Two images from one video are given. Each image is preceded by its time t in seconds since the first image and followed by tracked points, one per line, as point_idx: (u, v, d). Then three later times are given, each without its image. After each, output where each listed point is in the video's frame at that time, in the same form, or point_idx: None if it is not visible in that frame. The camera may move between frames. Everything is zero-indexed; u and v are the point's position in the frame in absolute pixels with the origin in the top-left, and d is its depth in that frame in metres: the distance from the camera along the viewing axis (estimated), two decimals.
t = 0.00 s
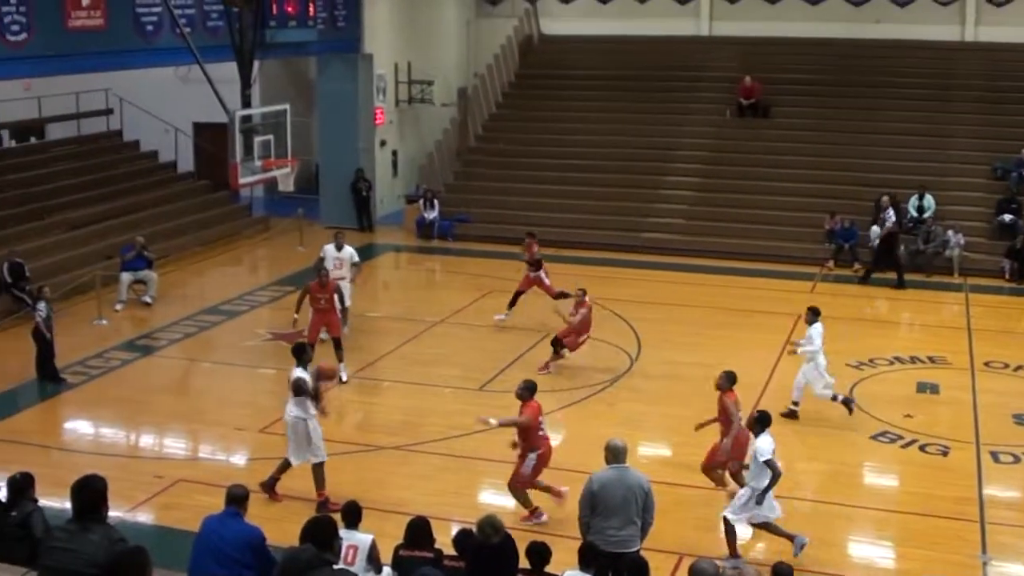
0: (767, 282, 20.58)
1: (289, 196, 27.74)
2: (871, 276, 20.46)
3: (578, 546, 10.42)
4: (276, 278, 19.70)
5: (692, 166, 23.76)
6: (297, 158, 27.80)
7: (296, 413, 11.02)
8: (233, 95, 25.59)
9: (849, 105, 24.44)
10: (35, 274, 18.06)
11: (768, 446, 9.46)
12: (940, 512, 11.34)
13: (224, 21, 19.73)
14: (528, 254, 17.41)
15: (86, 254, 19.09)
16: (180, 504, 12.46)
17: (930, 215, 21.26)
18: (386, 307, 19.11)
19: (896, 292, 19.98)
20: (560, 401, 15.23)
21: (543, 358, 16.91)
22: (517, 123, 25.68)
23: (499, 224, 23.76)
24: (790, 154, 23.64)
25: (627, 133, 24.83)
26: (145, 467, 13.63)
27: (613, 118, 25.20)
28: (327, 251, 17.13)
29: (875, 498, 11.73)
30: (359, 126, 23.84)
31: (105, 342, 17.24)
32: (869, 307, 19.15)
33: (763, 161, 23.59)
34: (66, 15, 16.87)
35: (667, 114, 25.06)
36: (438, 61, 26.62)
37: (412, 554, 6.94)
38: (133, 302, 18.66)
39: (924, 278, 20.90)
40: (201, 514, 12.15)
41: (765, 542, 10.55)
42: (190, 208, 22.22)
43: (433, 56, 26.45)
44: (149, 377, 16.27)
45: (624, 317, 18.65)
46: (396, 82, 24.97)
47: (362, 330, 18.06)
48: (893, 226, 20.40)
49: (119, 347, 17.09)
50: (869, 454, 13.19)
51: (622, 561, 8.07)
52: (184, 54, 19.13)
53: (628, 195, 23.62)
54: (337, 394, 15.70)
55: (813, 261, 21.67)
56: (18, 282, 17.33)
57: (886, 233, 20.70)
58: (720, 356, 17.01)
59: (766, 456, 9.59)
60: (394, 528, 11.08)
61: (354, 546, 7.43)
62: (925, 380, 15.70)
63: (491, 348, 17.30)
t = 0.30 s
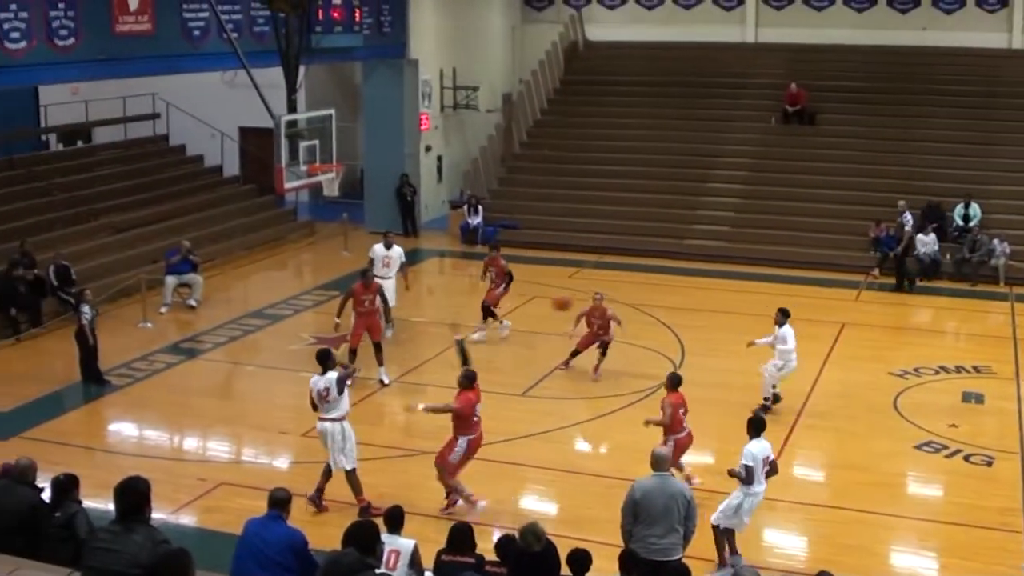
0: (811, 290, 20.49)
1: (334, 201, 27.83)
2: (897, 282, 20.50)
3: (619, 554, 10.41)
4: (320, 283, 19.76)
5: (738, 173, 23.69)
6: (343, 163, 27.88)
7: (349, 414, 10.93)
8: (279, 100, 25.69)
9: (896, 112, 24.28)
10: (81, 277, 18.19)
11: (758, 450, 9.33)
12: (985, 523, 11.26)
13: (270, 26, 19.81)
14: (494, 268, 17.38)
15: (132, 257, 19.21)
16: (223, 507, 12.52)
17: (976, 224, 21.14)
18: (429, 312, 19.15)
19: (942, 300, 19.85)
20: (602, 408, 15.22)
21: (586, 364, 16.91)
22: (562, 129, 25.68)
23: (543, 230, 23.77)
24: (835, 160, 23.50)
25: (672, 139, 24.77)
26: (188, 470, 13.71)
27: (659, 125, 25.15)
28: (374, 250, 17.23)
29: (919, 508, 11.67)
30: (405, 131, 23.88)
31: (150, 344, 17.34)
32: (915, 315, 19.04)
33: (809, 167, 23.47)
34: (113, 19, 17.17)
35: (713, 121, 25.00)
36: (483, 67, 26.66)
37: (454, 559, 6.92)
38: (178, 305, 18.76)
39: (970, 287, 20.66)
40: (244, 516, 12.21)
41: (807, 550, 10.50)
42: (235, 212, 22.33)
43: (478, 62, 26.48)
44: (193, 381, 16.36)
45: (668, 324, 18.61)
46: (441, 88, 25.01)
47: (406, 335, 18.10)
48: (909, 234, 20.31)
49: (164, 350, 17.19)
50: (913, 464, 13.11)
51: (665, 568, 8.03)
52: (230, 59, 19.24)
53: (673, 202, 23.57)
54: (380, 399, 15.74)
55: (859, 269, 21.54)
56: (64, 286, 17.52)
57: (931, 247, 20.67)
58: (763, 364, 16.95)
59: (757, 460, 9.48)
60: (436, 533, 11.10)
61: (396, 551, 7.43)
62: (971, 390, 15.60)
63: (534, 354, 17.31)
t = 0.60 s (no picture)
0: (854, 302, 20.41)
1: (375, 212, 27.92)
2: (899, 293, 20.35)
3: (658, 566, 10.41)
4: (361, 293, 19.82)
5: (779, 185, 23.63)
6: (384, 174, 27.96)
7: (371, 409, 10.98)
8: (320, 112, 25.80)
9: (939, 124, 24.13)
10: (124, 286, 18.32)
11: (754, 458, 9.66)
12: None
13: (312, 38, 19.88)
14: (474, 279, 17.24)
15: (174, 267, 19.34)
16: (263, 516, 12.58)
17: (1019, 235, 20.90)
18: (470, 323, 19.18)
19: (986, 313, 19.74)
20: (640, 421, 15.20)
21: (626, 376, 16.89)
22: (602, 140, 25.68)
23: (582, 240, 23.79)
24: (877, 173, 23.38)
25: (714, 151, 24.72)
26: (229, 479, 13.78)
27: (701, 136, 25.11)
28: (420, 257, 17.35)
29: (961, 523, 11.62)
30: (445, 143, 23.92)
31: (191, 354, 17.44)
32: (958, 329, 18.95)
33: (851, 180, 23.36)
34: (157, 31, 17.32)
35: (755, 133, 24.93)
36: (524, 78, 26.70)
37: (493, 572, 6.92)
38: (219, 315, 18.87)
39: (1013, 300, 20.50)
40: (284, 525, 12.26)
41: (848, 565, 10.47)
42: (276, 222, 22.44)
43: (518, 73, 26.51)
44: (234, 390, 16.44)
45: (709, 336, 18.58)
46: (482, 99, 25.04)
47: (447, 346, 18.13)
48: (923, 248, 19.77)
49: (205, 360, 17.29)
50: (955, 478, 13.05)
51: None
52: (272, 70, 19.33)
53: (714, 214, 23.52)
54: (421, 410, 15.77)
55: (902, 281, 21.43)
56: (106, 295, 17.71)
57: (973, 259, 20.55)
58: (804, 377, 16.89)
59: (762, 465, 9.81)
60: (475, 544, 11.12)
61: (435, 561, 7.44)
62: (1014, 404, 15.51)
63: (575, 365, 17.32)
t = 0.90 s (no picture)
0: (876, 313, 20.28)
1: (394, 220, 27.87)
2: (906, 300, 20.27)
3: None
4: (380, 301, 19.77)
5: (802, 194, 23.48)
6: (405, 182, 27.91)
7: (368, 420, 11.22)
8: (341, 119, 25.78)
9: (965, 133, 23.94)
10: (143, 293, 18.30)
11: (744, 458, 9.70)
12: None
13: (333, 46, 19.82)
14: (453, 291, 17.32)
15: (193, 275, 19.31)
16: (281, 524, 12.52)
17: None
18: (490, 332, 19.10)
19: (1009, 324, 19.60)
20: (660, 432, 15.10)
21: (647, 386, 16.79)
22: (626, 148, 25.59)
23: (603, 249, 23.68)
24: (902, 182, 23.22)
25: (738, 160, 24.59)
26: (246, 488, 13.72)
27: (725, 145, 24.99)
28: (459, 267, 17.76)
29: (983, 535, 11.50)
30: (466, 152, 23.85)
31: (210, 362, 17.40)
32: (981, 339, 18.81)
33: (876, 189, 23.20)
34: (179, 37, 17.30)
35: (780, 142, 24.80)
36: (545, 86, 26.64)
37: None
38: (239, 323, 18.83)
39: None
40: (302, 534, 12.21)
41: None
42: (296, 230, 22.40)
43: (540, 81, 26.44)
44: (253, 399, 16.39)
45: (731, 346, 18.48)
46: (503, 107, 24.97)
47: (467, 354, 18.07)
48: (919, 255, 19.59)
49: (224, 368, 17.24)
50: (977, 490, 12.93)
51: None
52: (294, 78, 19.27)
53: (737, 223, 23.38)
54: (441, 420, 15.70)
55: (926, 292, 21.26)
56: (126, 301, 17.71)
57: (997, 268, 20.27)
58: (826, 387, 16.77)
59: (751, 468, 9.77)
60: (493, 553, 11.05)
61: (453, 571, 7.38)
62: None
63: (595, 375, 17.24)
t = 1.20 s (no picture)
0: (896, 320, 19.74)
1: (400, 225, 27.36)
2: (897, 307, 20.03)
3: None
4: (386, 308, 19.28)
5: (819, 199, 22.95)
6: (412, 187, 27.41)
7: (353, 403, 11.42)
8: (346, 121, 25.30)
9: (985, 136, 23.40)
10: (141, 300, 17.81)
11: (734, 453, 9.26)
12: None
13: (337, 45, 19.33)
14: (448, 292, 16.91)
15: (193, 280, 18.82)
16: (281, 539, 12.01)
17: None
18: (498, 340, 18.59)
19: None
20: (673, 444, 14.58)
21: (659, 397, 16.26)
22: (639, 151, 25.08)
23: (615, 255, 23.19)
24: (921, 187, 22.67)
25: (753, 164, 24.07)
26: (245, 501, 13.21)
27: (740, 148, 24.47)
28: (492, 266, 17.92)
29: (1012, 553, 10.97)
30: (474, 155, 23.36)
31: (210, 370, 16.90)
32: (1003, 348, 18.28)
33: (894, 193, 22.66)
34: (178, 37, 16.83)
35: (795, 145, 24.28)
36: (555, 89, 26.14)
37: None
38: (240, 330, 18.34)
39: None
40: (302, 548, 11.70)
41: None
42: (302, 236, 21.91)
43: (550, 83, 25.94)
44: (254, 408, 15.89)
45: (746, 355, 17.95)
46: (513, 109, 24.48)
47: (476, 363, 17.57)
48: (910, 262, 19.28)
49: (224, 377, 16.74)
50: (1003, 506, 12.41)
51: None
52: (297, 78, 18.80)
53: (751, 228, 22.86)
54: (447, 431, 15.20)
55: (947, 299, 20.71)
56: (123, 309, 17.26)
57: None
58: (844, 399, 16.24)
59: (741, 467, 9.29)
60: (500, 570, 10.54)
61: None
62: None
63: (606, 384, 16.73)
